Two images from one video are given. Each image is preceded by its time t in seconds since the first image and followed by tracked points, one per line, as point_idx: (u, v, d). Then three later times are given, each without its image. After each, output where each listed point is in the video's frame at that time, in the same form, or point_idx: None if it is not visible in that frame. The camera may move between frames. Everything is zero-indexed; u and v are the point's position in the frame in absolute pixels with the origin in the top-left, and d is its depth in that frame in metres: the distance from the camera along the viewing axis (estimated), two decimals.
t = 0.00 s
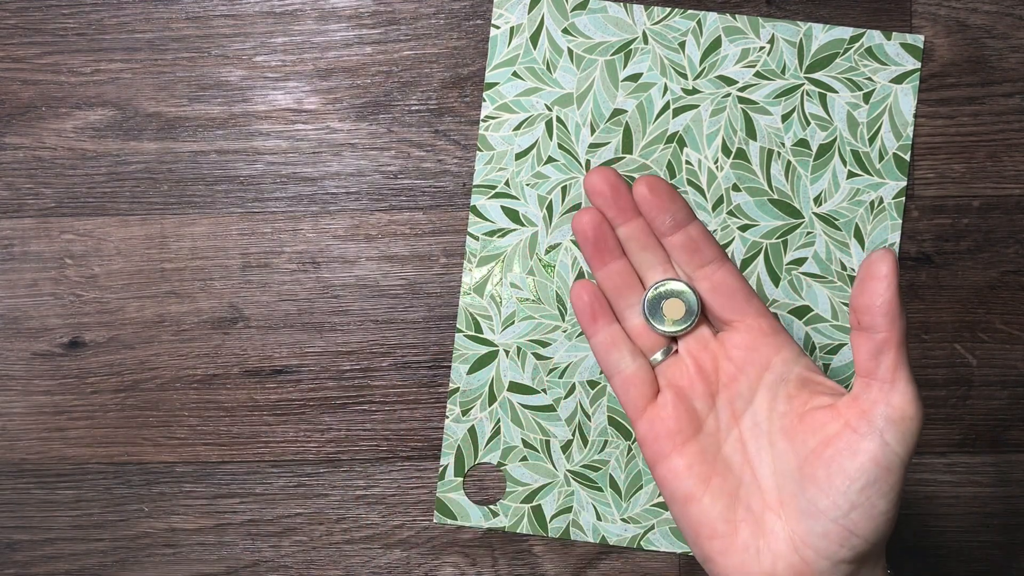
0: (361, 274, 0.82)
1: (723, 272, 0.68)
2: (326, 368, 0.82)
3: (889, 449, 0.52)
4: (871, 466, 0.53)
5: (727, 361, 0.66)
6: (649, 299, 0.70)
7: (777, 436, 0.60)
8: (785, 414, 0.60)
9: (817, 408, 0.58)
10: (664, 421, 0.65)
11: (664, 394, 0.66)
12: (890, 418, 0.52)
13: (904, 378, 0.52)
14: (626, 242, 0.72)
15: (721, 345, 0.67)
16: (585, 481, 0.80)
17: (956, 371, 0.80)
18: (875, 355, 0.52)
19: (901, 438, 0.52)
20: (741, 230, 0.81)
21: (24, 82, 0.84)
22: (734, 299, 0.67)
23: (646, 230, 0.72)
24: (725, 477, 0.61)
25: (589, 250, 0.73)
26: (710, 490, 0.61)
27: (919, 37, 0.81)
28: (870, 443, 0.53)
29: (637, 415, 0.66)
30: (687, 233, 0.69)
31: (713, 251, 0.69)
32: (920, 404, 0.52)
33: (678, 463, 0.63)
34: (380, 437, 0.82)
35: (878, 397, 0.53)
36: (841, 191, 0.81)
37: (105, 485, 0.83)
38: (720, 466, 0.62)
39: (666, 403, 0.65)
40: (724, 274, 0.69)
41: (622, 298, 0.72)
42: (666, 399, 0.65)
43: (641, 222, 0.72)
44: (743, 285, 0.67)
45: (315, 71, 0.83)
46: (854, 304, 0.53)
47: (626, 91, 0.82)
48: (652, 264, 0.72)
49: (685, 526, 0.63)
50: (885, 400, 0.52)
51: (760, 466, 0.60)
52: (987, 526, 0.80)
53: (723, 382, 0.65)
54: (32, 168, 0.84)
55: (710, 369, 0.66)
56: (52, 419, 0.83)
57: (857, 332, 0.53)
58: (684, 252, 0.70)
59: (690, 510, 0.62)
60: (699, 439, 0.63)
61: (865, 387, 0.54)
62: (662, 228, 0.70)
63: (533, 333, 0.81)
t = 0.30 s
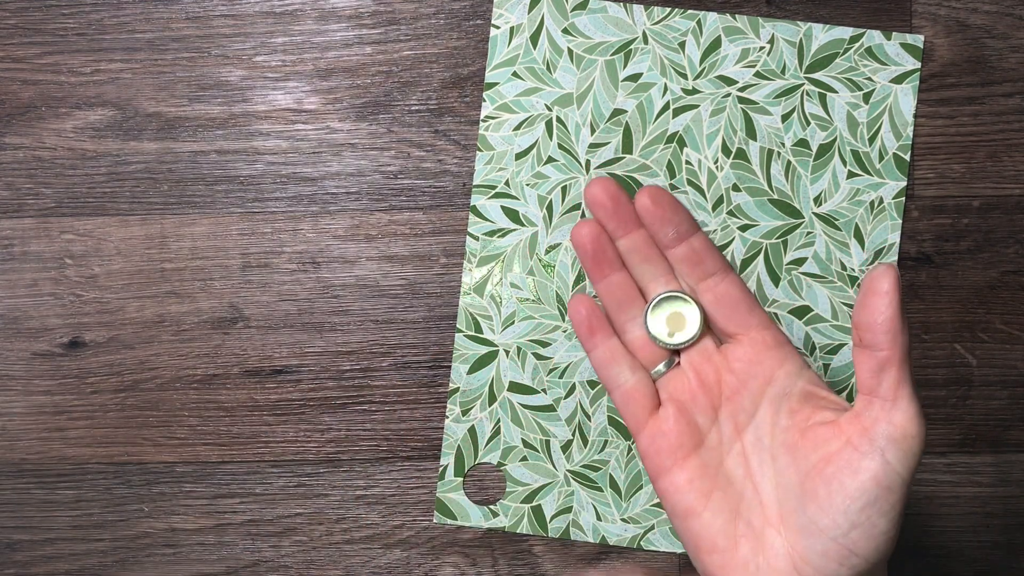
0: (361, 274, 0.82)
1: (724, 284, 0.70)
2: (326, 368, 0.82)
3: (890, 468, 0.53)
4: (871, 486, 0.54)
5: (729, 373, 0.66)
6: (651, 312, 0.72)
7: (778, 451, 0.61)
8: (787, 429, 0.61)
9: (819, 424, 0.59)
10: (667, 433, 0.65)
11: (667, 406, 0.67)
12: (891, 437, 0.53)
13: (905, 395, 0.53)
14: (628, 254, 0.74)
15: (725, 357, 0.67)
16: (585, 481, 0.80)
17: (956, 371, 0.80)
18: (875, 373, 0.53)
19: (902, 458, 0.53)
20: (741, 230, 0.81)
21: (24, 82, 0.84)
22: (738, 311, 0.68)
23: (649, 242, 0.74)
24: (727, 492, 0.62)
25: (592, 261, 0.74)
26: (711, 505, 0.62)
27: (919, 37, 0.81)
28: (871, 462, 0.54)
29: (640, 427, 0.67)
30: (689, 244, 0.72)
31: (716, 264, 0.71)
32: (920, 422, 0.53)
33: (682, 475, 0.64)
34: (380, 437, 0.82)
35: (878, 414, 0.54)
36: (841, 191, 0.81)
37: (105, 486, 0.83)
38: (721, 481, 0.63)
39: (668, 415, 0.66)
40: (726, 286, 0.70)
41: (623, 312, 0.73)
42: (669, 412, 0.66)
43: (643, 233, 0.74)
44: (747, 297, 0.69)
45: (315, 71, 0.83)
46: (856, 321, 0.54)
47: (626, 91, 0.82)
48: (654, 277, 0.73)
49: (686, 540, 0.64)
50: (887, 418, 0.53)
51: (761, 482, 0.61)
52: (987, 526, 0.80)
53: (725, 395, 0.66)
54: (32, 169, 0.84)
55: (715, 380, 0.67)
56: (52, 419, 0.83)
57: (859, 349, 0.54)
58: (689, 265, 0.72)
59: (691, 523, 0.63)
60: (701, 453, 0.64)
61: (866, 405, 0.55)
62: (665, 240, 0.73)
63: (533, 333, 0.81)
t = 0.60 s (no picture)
0: (361, 274, 0.82)
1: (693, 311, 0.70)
2: (326, 368, 0.82)
3: (867, 490, 0.53)
4: (849, 509, 0.54)
5: (708, 403, 0.66)
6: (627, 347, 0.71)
7: (759, 475, 0.61)
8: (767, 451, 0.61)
9: (796, 446, 0.58)
10: (652, 461, 0.67)
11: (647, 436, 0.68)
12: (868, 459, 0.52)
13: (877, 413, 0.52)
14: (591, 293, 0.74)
15: (701, 386, 0.67)
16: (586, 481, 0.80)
17: (956, 371, 0.80)
18: (844, 394, 0.52)
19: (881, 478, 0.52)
20: (741, 230, 0.81)
21: (24, 82, 0.84)
22: (712, 339, 0.68)
23: (612, 278, 0.74)
24: (713, 518, 0.63)
25: (558, 305, 0.75)
26: (698, 532, 0.63)
27: (919, 37, 0.81)
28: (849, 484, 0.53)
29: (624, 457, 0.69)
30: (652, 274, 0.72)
31: (683, 294, 0.71)
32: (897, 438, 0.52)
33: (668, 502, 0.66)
34: (380, 437, 0.82)
35: (851, 435, 0.53)
36: (841, 191, 0.81)
37: (105, 486, 0.83)
38: (706, 508, 0.64)
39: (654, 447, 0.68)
40: (696, 315, 0.70)
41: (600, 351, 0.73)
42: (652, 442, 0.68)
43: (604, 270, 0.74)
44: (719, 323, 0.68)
45: (315, 71, 0.83)
46: (823, 342, 0.53)
47: (626, 91, 0.82)
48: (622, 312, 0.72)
49: (679, 568, 0.65)
50: (861, 439, 0.53)
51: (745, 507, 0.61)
52: (986, 526, 0.80)
53: (706, 422, 0.66)
54: (32, 169, 0.84)
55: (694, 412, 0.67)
56: (52, 419, 0.84)
57: (827, 370, 0.53)
58: (656, 297, 0.72)
59: (681, 551, 0.64)
60: (685, 481, 0.66)
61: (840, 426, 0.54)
62: (626, 275, 0.73)
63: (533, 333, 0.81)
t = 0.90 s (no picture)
0: (361, 274, 0.82)
1: (688, 321, 0.70)
2: (326, 368, 0.82)
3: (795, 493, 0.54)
4: (792, 512, 0.55)
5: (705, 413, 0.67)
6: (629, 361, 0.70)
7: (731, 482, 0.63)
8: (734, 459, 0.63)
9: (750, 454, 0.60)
10: (652, 472, 0.70)
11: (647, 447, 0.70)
12: (783, 477, 0.55)
13: (766, 431, 0.56)
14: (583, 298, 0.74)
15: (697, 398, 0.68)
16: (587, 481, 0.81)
17: (956, 371, 0.80)
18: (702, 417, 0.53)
19: (807, 494, 0.55)
20: (741, 230, 0.81)
21: (23, 82, 0.84)
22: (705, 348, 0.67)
23: (603, 291, 0.74)
24: (704, 524, 0.66)
25: (551, 320, 0.76)
26: (690, 537, 0.67)
27: (919, 37, 0.81)
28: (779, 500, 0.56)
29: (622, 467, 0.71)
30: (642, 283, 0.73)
31: (675, 305, 0.71)
32: (798, 449, 0.55)
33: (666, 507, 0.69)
34: (380, 437, 0.82)
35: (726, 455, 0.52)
36: (841, 191, 0.81)
37: (105, 486, 0.83)
38: (699, 513, 0.67)
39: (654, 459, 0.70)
40: (690, 325, 0.70)
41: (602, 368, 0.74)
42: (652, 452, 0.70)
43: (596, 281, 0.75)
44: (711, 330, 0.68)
45: (315, 71, 0.83)
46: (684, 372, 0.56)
47: (626, 91, 0.82)
48: (616, 323, 0.73)
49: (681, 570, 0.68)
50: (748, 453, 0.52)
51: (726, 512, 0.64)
52: (987, 526, 0.80)
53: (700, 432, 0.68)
54: (32, 169, 0.83)
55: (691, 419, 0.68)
56: (52, 419, 0.83)
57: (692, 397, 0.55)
58: (649, 307, 0.72)
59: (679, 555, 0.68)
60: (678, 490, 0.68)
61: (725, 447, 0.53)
62: (616, 286, 0.74)
63: (533, 333, 0.81)
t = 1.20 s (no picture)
0: (361, 274, 0.82)
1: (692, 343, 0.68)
2: (326, 368, 0.82)
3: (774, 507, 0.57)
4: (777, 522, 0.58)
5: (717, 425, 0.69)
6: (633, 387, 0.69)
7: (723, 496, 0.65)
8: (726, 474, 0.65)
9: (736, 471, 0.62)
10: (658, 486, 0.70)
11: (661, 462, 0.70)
12: (750, 509, 0.58)
13: (721, 473, 0.58)
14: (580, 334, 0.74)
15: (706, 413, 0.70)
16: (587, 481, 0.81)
17: (956, 371, 0.80)
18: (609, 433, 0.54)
19: (780, 515, 0.58)
20: (741, 230, 0.81)
21: (23, 82, 0.84)
22: (713, 370, 0.68)
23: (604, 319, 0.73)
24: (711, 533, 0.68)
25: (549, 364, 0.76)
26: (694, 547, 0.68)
27: (919, 37, 0.81)
28: (754, 527, 0.59)
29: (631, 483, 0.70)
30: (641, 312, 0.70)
31: (676, 327, 0.69)
32: (755, 485, 0.57)
33: (678, 516, 0.69)
34: (380, 437, 0.82)
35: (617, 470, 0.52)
36: (841, 191, 0.81)
37: (105, 486, 0.83)
38: (708, 522, 0.68)
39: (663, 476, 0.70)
40: (693, 346, 0.68)
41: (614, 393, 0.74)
42: (666, 465, 0.70)
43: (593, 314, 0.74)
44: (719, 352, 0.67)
45: (315, 71, 0.83)
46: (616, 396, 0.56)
47: (626, 91, 0.82)
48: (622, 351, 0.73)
49: None
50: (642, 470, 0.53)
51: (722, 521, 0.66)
52: (986, 526, 0.80)
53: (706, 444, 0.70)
54: (32, 169, 0.84)
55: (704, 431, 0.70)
56: (52, 419, 0.83)
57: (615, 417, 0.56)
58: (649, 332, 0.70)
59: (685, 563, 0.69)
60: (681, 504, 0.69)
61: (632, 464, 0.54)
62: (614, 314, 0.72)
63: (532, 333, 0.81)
